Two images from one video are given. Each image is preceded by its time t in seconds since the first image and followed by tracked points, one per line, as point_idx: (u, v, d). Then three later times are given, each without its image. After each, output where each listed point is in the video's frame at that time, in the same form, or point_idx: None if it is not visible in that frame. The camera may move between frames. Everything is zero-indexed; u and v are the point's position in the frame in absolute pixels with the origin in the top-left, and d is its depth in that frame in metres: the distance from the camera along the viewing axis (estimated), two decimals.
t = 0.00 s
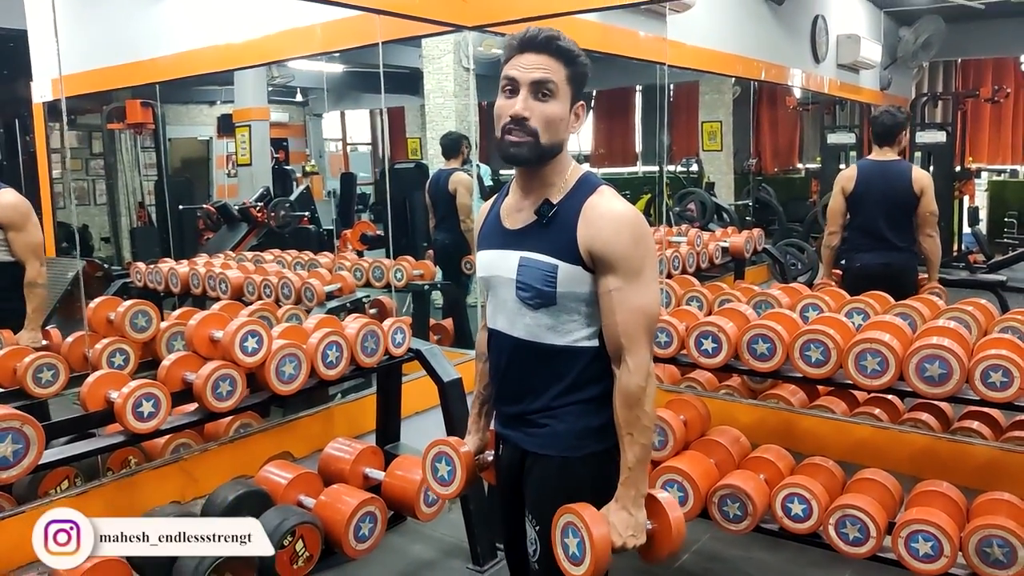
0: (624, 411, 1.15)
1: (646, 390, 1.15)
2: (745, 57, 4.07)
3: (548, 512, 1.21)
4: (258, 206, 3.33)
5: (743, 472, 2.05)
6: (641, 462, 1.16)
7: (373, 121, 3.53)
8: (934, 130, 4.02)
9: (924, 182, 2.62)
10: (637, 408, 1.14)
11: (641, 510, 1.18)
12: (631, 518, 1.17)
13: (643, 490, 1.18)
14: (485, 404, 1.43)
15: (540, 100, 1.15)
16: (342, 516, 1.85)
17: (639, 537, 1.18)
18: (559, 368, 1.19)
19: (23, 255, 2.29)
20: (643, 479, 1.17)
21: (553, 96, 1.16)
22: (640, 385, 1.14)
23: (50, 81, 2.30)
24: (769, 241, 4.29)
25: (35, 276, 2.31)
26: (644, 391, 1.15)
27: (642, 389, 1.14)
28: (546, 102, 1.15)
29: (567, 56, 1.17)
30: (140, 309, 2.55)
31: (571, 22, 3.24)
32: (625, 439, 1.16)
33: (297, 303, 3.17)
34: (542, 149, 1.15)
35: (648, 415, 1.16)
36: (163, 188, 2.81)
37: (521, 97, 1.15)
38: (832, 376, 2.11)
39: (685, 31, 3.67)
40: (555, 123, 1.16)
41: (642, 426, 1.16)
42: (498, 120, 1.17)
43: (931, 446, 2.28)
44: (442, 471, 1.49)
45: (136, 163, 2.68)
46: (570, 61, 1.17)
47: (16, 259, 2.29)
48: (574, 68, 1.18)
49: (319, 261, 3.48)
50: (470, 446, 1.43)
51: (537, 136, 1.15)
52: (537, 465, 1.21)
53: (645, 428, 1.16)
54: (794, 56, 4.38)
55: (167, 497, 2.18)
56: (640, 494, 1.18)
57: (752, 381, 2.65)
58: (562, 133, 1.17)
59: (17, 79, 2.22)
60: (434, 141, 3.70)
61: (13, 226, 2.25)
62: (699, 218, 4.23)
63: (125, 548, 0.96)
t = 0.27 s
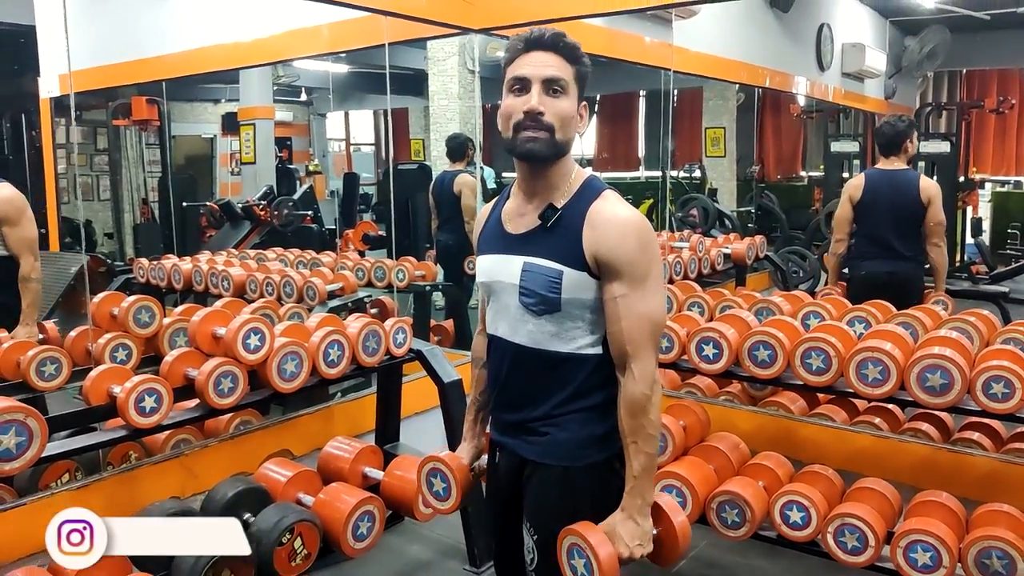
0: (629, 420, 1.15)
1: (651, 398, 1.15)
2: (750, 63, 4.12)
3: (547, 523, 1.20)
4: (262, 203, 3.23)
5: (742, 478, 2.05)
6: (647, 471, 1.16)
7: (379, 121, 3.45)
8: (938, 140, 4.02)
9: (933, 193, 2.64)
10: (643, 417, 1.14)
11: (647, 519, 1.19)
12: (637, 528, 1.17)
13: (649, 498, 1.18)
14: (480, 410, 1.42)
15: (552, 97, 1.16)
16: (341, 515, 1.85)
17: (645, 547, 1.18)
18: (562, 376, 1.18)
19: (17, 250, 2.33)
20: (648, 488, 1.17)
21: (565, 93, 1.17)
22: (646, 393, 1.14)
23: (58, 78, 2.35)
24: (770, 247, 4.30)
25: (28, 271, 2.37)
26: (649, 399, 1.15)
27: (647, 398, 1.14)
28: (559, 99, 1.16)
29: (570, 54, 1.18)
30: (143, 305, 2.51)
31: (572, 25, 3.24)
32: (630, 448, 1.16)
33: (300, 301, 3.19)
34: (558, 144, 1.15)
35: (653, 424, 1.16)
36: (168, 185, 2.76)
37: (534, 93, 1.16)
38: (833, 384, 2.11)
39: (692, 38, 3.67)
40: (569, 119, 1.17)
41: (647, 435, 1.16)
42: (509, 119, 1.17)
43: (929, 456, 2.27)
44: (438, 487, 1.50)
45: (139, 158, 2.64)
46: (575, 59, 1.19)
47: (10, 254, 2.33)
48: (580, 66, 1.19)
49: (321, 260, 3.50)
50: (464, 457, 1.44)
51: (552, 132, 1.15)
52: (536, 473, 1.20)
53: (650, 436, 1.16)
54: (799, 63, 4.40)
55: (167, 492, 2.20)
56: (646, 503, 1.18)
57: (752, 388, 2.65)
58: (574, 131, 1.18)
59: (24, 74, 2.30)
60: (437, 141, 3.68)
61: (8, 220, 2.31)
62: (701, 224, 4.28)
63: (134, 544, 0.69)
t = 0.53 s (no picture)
0: (631, 426, 1.14)
1: (654, 404, 1.15)
2: (756, 68, 4.13)
3: (549, 530, 1.19)
4: (266, 203, 3.30)
5: (742, 483, 2.05)
6: (650, 477, 1.15)
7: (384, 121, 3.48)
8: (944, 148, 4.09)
9: (940, 201, 2.63)
10: (645, 423, 1.14)
11: (651, 526, 1.17)
12: (641, 536, 1.15)
13: (653, 506, 1.17)
14: (479, 416, 1.42)
15: (555, 108, 1.16)
16: (341, 514, 1.85)
17: (651, 555, 1.17)
18: (565, 380, 1.18)
19: (17, 246, 2.36)
20: (652, 494, 1.16)
21: (566, 101, 1.17)
22: (648, 399, 1.13)
23: (66, 74, 2.36)
24: (774, 253, 4.34)
25: (27, 268, 2.38)
26: (651, 405, 1.14)
27: (650, 404, 1.14)
28: (561, 108, 1.16)
29: (565, 57, 1.18)
30: (148, 301, 2.56)
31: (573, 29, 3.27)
32: (632, 454, 1.15)
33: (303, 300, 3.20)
34: (565, 153, 1.16)
35: (655, 430, 1.15)
36: (173, 184, 2.79)
37: (536, 109, 1.15)
38: (835, 390, 2.11)
39: (698, 43, 3.56)
40: (573, 126, 1.17)
41: (650, 441, 1.15)
42: (515, 136, 1.17)
43: (932, 464, 2.26)
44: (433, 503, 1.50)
45: (145, 156, 2.67)
46: (568, 62, 1.19)
47: (12, 251, 2.36)
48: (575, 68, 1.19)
49: (325, 259, 3.51)
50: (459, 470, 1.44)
51: (560, 144, 1.15)
52: (536, 478, 1.20)
53: (653, 443, 1.15)
54: (805, 68, 4.32)
55: (167, 489, 2.20)
56: (650, 509, 1.17)
57: (753, 393, 2.65)
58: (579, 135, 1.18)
59: (32, 70, 2.28)
60: (442, 142, 3.60)
61: (7, 217, 2.33)
62: (705, 228, 4.33)
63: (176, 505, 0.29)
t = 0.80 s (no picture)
0: (628, 426, 1.15)
1: (651, 405, 1.15)
2: (758, 69, 4.07)
3: (548, 526, 1.20)
4: (266, 199, 3.35)
5: (740, 483, 2.06)
6: (647, 479, 1.16)
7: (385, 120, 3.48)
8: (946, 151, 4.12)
9: (943, 202, 2.64)
10: (641, 424, 1.14)
11: (648, 527, 1.18)
12: (637, 537, 1.16)
13: (651, 506, 1.17)
14: (479, 414, 1.43)
15: (546, 115, 1.16)
16: (341, 510, 1.86)
17: (647, 556, 1.17)
18: (562, 381, 1.18)
19: (16, 241, 2.38)
20: (649, 495, 1.17)
21: (558, 106, 1.17)
22: (645, 399, 1.13)
23: (67, 68, 2.38)
24: (774, 254, 4.38)
25: (26, 263, 2.41)
26: (648, 406, 1.15)
27: (647, 404, 1.14)
28: (553, 114, 1.17)
29: (556, 59, 1.18)
30: (148, 296, 2.49)
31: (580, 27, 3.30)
32: (630, 455, 1.16)
33: (303, 297, 3.11)
34: (559, 161, 1.16)
35: (651, 431, 1.15)
36: (175, 180, 2.79)
37: (529, 118, 1.16)
38: (834, 391, 2.11)
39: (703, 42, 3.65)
40: (566, 133, 1.18)
41: (646, 442, 1.15)
42: (508, 146, 1.18)
43: (932, 465, 2.27)
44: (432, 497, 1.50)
45: (145, 152, 2.66)
46: (561, 62, 1.18)
47: (8, 246, 2.38)
48: (565, 68, 1.19)
49: (325, 256, 3.52)
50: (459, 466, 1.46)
51: (553, 152, 1.16)
52: (532, 478, 1.20)
53: (650, 444, 1.16)
54: (808, 69, 4.31)
55: (166, 484, 2.21)
56: (646, 510, 1.17)
57: (752, 394, 2.66)
58: (572, 141, 1.19)
59: (33, 64, 2.31)
60: (444, 141, 3.55)
61: (7, 212, 2.36)
62: (705, 229, 4.27)
63: None
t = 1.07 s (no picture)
0: (610, 422, 1.13)
1: (633, 401, 1.12)
2: (760, 62, 4.06)
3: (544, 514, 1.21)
4: (267, 192, 3.41)
5: (738, 476, 2.07)
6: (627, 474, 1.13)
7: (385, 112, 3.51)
8: (947, 147, 4.06)
9: (946, 197, 2.68)
10: (622, 420, 1.12)
11: (631, 523, 1.15)
12: (616, 531, 1.14)
13: (631, 502, 1.14)
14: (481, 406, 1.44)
15: (523, 108, 1.14)
16: (341, 500, 1.87)
17: (628, 551, 1.14)
18: (549, 374, 1.19)
19: (20, 230, 2.38)
20: (631, 490, 1.14)
21: (537, 100, 1.15)
22: (625, 396, 1.11)
23: (67, 57, 2.38)
24: (775, 248, 4.38)
25: (32, 252, 2.42)
26: (630, 402, 1.12)
27: (627, 400, 1.12)
28: (530, 109, 1.15)
29: (543, 51, 1.17)
30: (149, 287, 2.47)
31: (584, 21, 3.25)
32: (612, 449, 1.14)
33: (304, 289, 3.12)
34: (537, 156, 1.15)
35: (633, 428, 1.13)
36: (173, 172, 2.82)
37: (504, 110, 1.15)
38: (833, 385, 2.12)
39: (704, 34, 3.66)
40: (544, 126, 1.15)
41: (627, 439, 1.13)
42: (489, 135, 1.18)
43: (929, 458, 2.28)
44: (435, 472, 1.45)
45: (145, 143, 2.68)
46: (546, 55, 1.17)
47: (13, 234, 2.37)
48: (551, 61, 1.17)
49: (326, 249, 3.51)
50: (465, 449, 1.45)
51: (529, 145, 1.15)
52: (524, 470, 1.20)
53: (632, 441, 1.13)
54: (811, 64, 4.38)
55: (167, 474, 2.22)
56: (628, 505, 1.14)
57: (751, 388, 2.67)
58: (552, 136, 1.16)
59: (33, 53, 2.29)
60: (444, 134, 3.50)
61: (13, 201, 2.34)
62: (706, 224, 4.18)
63: None
